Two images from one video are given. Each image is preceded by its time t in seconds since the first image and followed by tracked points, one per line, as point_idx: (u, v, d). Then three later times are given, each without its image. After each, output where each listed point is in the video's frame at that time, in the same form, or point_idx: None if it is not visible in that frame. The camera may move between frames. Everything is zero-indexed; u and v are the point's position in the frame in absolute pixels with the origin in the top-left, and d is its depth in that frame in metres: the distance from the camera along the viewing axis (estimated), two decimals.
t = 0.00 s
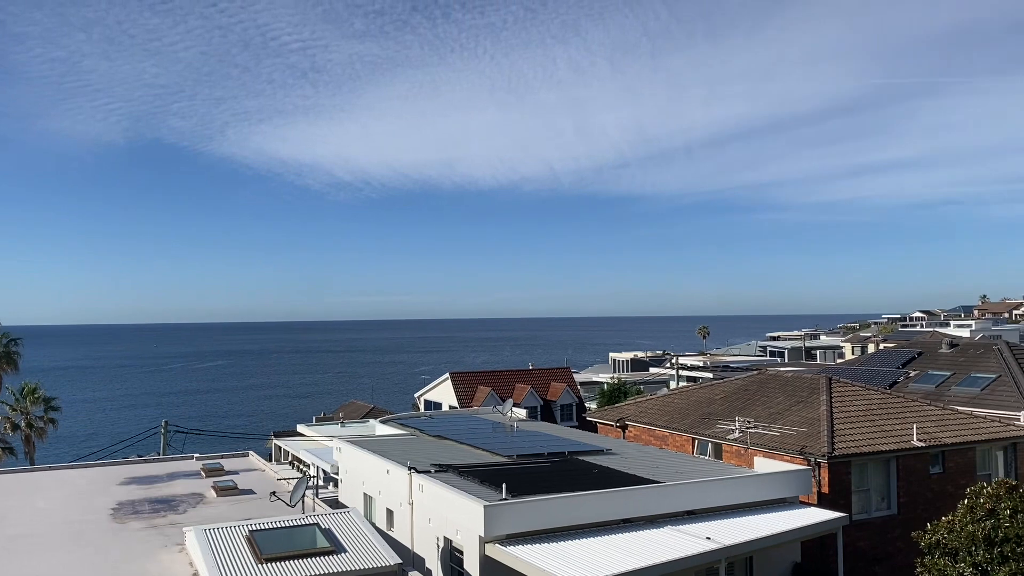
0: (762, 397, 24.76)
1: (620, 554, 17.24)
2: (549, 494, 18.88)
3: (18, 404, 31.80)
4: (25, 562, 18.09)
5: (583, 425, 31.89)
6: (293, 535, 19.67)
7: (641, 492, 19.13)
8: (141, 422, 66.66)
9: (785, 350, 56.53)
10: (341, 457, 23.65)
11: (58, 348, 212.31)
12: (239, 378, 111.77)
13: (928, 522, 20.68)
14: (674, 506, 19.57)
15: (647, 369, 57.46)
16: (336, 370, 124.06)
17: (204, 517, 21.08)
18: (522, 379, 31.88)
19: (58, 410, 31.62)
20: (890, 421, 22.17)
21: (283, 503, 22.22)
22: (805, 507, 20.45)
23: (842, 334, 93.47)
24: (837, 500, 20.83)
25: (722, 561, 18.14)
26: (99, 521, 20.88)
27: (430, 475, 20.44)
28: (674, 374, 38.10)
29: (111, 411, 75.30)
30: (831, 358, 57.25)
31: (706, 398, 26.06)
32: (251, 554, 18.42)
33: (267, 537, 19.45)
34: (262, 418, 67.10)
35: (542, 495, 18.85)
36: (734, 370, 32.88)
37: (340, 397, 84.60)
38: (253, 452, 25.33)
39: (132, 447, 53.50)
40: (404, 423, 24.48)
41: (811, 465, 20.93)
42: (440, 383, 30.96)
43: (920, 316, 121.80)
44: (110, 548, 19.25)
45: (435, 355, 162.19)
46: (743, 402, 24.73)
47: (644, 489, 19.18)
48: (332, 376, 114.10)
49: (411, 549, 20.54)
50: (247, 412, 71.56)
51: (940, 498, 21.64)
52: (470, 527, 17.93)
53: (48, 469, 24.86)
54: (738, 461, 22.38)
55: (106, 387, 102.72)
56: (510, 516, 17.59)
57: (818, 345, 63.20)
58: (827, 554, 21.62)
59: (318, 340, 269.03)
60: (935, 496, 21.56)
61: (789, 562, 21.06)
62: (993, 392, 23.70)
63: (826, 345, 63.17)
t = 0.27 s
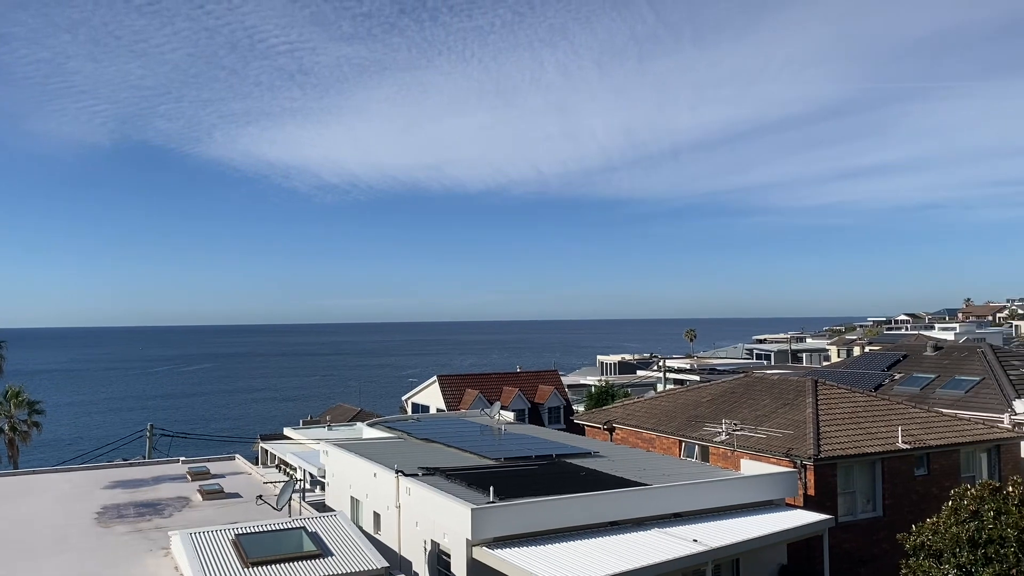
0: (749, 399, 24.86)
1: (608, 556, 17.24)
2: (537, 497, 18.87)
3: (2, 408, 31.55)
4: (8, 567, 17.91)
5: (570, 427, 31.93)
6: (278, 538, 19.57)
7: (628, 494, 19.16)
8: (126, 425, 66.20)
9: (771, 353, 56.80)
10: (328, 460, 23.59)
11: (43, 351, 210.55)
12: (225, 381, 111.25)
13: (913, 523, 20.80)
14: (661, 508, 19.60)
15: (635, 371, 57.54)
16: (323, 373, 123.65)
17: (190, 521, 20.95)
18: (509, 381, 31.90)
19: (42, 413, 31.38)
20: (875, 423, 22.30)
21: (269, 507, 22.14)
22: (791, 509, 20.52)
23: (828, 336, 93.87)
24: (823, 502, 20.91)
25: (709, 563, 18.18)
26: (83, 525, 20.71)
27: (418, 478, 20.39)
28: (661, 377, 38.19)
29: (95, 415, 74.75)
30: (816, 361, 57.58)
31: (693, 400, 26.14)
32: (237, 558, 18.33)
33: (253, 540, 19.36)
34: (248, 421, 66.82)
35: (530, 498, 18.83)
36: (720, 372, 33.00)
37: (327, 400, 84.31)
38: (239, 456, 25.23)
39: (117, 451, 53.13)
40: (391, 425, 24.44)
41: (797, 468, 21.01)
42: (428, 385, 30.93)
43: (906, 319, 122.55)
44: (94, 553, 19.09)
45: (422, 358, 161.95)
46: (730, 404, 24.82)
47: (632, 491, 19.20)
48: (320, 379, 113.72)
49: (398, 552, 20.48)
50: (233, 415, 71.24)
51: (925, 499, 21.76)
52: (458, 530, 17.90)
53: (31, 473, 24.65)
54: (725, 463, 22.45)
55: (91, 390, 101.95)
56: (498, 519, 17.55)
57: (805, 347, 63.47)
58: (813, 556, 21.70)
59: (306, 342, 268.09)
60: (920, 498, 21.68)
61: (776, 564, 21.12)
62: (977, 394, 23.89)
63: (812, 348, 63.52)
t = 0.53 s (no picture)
0: (737, 402, 24.92)
1: (596, 559, 17.22)
2: (525, 500, 18.84)
3: None
4: None
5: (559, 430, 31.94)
6: (266, 542, 19.47)
7: (617, 497, 19.16)
8: (112, 428, 65.75)
9: (759, 355, 57.03)
10: (316, 463, 23.51)
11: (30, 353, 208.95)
12: (214, 384, 110.78)
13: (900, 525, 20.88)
14: (650, 511, 19.61)
15: (623, 374, 57.61)
16: (313, 376, 123.29)
17: (176, 524, 20.83)
18: (498, 384, 31.89)
19: (27, 416, 31.16)
20: (862, 426, 22.39)
21: (257, 510, 22.05)
22: (779, 511, 20.57)
23: (816, 339, 94.15)
24: (810, 504, 20.96)
25: (697, 566, 18.18)
26: (69, 529, 20.54)
27: (406, 481, 20.33)
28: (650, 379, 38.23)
29: (82, 418, 74.22)
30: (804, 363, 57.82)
31: (681, 403, 26.19)
32: (224, 562, 18.23)
33: (240, 544, 19.26)
34: (236, 424, 66.53)
35: (518, 501, 18.80)
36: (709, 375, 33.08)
37: (316, 403, 84.03)
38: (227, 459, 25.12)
39: (102, 454, 52.78)
40: (379, 428, 24.39)
41: (785, 470, 21.06)
42: (416, 388, 30.88)
43: (889, 323, 122.91)
44: (79, 556, 18.93)
45: (412, 360, 161.69)
46: (718, 407, 24.88)
47: (620, 494, 19.20)
48: (309, 381, 113.35)
49: (386, 556, 20.42)
50: (220, 418, 70.92)
51: (912, 501, 21.85)
52: (446, 533, 17.84)
53: (16, 476, 24.46)
54: (713, 465, 22.49)
55: (77, 393, 101.23)
56: (486, 523, 17.50)
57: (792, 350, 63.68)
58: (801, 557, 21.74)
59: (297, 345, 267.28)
60: (907, 500, 21.77)
61: (764, 566, 21.15)
62: (962, 397, 24.03)
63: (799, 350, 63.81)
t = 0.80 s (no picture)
0: (726, 404, 24.99)
1: (585, 561, 17.20)
2: (514, 502, 18.82)
3: None
4: None
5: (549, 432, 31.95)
6: (254, 545, 19.38)
7: (606, 498, 19.15)
8: (99, 431, 65.33)
9: (747, 358, 57.22)
10: (304, 466, 23.44)
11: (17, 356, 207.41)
12: (202, 387, 110.28)
13: (887, 526, 20.95)
14: (639, 512, 19.61)
15: (613, 376, 57.70)
16: (302, 378, 122.90)
17: (164, 528, 20.71)
18: (488, 386, 31.88)
19: (13, 420, 30.91)
20: (850, 427, 22.48)
21: (245, 513, 21.96)
22: (768, 512, 20.61)
23: (805, 341, 94.49)
24: (799, 506, 21.01)
25: (686, 567, 18.18)
26: (55, 533, 20.38)
27: (395, 484, 20.27)
28: (639, 381, 38.29)
29: (68, 421, 73.73)
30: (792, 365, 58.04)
31: (671, 405, 26.23)
32: (212, 565, 18.13)
33: (228, 547, 19.16)
34: (225, 427, 66.23)
35: (508, 503, 18.77)
36: (697, 377, 33.17)
37: (305, 405, 83.80)
38: (215, 462, 25.03)
39: (89, 458, 52.46)
40: (368, 431, 24.34)
41: (773, 471, 21.10)
42: (406, 390, 30.84)
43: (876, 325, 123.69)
44: (65, 560, 18.78)
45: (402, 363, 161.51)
46: (707, 409, 24.93)
47: (610, 496, 19.21)
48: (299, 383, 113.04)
49: (375, 559, 20.36)
50: (209, 421, 70.58)
51: (899, 502, 21.94)
52: (435, 535, 17.78)
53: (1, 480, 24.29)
54: (702, 467, 22.54)
55: (65, 396, 100.54)
56: (475, 525, 17.47)
57: (781, 352, 63.92)
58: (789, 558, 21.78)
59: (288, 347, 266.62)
60: (894, 501, 21.86)
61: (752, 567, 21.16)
62: (949, 398, 24.17)
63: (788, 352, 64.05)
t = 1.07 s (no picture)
0: (716, 405, 25.06)
1: (575, 562, 17.21)
2: (504, 503, 18.80)
3: None
4: None
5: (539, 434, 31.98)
6: (243, 548, 19.29)
7: (596, 500, 19.17)
8: (87, 434, 64.89)
9: (737, 359, 57.46)
10: (294, 468, 23.38)
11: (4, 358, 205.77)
12: (191, 389, 109.69)
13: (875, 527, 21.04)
14: (629, 514, 19.63)
15: (603, 377, 57.80)
16: (292, 380, 122.52)
17: (152, 531, 20.59)
18: (478, 388, 31.88)
19: None
20: (839, 428, 22.57)
21: (234, 516, 21.88)
22: (756, 513, 20.67)
23: (794, 343, 94.84)
24: (788, 506, 21.08)
25: (675, 568, 18.20)
26: (42, 536, 20.23)
27: (385, 486, 20.23)
28: (629, 383, 38.38)
29: (55, 423, 73.18)
30: (781, 365, 58.26)
31: (661, 406, 26.29)
32: (200, 567, 18.02)
33: (217, 550, 19.06)
34: (213, 429, 65.91)
35: (497, 504, 18.75)
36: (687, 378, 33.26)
37: (295, 407, 83.58)
38: (204, 464, 24.94)
39: (75, 461, 52.08)
40: (358, 433, 24.30)
41: (763, 472, 21.16)
42: (396, 392, 30.80)
43: (864, 326, 124.34)
44: (53, 563, 18.65)
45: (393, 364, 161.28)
46: (697, 410, 25.00)
47: (600, 497, 19.21)
48: (289, 385, 112.74)
49: (365, 561, 20.30)
50: (197, 424, 70.19)
51: (887, 503, 22.03)
52: (425, 537, 17.75)
53: None
54: (691, 468, 22.59)
55: (52, 398, 99.80)
56: (465, 526, 17.45)
57: (769, 354, 64.17)
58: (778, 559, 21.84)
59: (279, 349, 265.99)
60: (883, 502, 21.95)
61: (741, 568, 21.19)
62: (937, 399, 24.30)
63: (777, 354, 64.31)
